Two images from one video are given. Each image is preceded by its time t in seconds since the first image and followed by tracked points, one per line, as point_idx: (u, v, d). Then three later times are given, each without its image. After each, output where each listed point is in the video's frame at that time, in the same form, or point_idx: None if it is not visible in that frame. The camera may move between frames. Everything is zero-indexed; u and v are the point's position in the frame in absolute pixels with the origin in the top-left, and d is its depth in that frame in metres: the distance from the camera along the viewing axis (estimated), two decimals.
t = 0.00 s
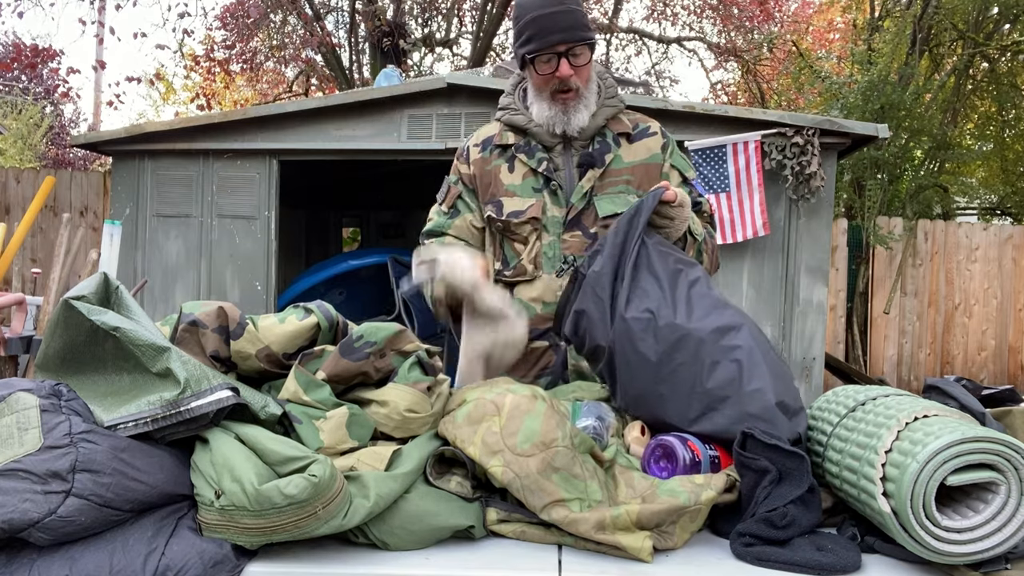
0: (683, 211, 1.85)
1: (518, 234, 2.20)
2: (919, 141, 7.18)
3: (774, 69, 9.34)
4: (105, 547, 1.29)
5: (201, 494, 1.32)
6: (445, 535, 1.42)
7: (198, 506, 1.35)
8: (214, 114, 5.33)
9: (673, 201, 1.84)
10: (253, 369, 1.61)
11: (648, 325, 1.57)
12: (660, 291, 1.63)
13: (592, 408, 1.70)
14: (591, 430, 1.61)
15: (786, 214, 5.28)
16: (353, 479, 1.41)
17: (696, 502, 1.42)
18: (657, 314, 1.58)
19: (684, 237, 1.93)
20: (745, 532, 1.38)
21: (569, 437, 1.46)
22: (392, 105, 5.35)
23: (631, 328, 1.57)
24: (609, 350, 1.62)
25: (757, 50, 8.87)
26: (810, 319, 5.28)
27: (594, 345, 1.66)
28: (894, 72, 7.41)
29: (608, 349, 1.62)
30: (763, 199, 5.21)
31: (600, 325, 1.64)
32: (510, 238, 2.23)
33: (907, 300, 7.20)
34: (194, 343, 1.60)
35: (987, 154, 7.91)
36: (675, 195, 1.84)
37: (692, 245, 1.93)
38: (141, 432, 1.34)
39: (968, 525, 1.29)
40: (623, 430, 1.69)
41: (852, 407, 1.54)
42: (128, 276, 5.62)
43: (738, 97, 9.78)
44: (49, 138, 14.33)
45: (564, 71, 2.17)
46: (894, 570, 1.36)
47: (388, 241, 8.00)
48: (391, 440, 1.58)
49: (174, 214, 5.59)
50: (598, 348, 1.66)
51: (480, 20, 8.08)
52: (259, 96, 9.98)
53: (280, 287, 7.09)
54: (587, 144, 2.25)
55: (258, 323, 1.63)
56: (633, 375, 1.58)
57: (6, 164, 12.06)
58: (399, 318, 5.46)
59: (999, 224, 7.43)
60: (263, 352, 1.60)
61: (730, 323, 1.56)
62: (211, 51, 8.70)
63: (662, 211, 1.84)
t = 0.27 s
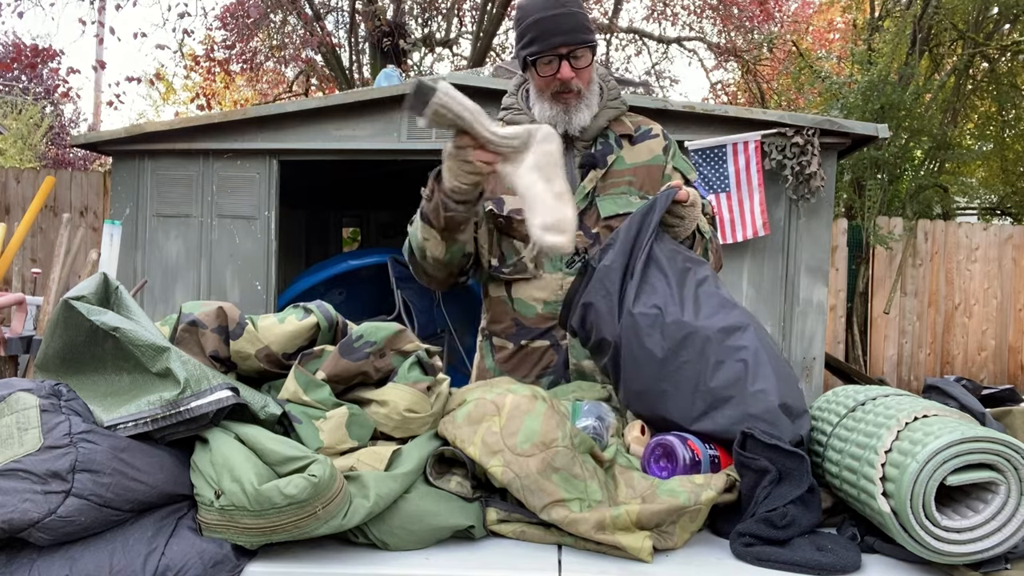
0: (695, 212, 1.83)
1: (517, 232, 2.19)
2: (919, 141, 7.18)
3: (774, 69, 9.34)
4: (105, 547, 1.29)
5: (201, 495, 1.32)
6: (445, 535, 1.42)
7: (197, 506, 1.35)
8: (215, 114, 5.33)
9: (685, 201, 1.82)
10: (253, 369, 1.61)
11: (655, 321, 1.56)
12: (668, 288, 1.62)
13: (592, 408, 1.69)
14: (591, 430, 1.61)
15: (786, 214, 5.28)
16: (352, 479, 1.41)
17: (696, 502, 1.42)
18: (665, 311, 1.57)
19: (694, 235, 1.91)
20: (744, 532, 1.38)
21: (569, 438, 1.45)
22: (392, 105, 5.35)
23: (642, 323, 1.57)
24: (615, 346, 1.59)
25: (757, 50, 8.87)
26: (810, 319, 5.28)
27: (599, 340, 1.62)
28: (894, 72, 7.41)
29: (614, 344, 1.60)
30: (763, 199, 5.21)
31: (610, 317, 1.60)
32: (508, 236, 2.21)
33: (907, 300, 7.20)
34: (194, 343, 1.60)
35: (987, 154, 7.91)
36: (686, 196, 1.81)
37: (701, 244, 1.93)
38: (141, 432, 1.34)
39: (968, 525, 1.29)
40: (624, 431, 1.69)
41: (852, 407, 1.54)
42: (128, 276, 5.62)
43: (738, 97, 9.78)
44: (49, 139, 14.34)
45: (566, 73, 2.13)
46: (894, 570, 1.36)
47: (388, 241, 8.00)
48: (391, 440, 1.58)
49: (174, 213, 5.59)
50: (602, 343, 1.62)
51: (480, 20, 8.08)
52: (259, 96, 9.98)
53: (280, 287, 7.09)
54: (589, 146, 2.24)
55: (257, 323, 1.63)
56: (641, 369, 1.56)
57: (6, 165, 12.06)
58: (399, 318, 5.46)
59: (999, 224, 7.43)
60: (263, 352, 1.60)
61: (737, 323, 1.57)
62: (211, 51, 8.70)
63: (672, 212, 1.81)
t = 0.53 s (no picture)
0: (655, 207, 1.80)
1: (529, 238, 2.08)
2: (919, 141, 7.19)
3: (774, 69, 9.34)
4: (105, 547, 1.29)
5: (201, 494, 1.33)
6: (445, 535, 1.42)
7: (198, 506, 1.35)
8: (214, 114, 5.33)
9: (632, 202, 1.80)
10: (253, 369, 1.61)
11: (642, 312, 1.58)
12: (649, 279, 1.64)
13: (592, 407, 1.69)
14: (591, 430, 1.61)
15: (786, 214, 5.27)
16: (352, 479, 1.41)
17: (696, 502, 1.42)
18: (652, 301, 1.59)
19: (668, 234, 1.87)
20: (744, 532, 1.38)
21: (569, 438, 1.45)
22: (392, 105, 5.35)
23: (627, 320, 1.59)
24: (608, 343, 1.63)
25: (757, 50, 8.87)
26: (810, 319, 5.28)
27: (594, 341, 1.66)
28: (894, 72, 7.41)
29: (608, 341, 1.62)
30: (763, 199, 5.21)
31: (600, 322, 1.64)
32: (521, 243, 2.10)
33: (907, 300, 7.20)
34: (194, 343, 1.60)
35: (987, 154, 7.91)
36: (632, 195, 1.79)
37: (679, 245, 1.88)
38: (141, 432, 1.34)
39: (968, 525, 1.29)
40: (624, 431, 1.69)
41: (852, 407, 1.54)
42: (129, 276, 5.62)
43: (738, 97, 9.78)
44: (48, 138, 14.34)
45: (561, 72, 2.13)
46: (894, 570, 1.36)
47: (388, 241, 8.00)
48: (391, 440, 1.58)
49: (174, 213, 5.59)
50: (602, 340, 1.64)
51: (480, 20, 8.08)
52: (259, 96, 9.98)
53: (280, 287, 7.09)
54: (590, 148, 2.22)
55: (257, 323, 1.63)
56: (634, 367, 1.58)
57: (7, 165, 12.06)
58: (399, 318, 5.46)
59: (999, 224, 7.43)
60: (263, 352, 1.60)
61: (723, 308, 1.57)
62: (211, 51, 8.70)
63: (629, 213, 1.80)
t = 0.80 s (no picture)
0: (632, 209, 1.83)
1: (550, 232, 2.09)
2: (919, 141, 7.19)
3: (774, 70, 9.34)
4: (105, 547, 1.29)
5: (201, 494, 1.33)
6: (445, 535, 1.42)
7: (198, 505, 1.35)
8: (214, 114, 5.33)
9: (609, 208, 1.83)
10: (253, 369, 1.61)
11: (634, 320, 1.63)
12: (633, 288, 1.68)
13: (593, 407, 1.69)
14: (591, 429, 1.60)
15: (786, 214, 5.27)
16: (352, 479, 1.41)
17: (696, 502, 1.42)
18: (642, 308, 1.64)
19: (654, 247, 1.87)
20: (745, 532, 1.38)
21: (570, 438, 1.45)
22: (392, 106, 5.35)
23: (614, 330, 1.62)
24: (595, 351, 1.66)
25: (757, 50, 8.87)
26: (810, 319, 5.28)
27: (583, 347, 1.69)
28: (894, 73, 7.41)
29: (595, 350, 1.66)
30: (763, 199, 5.21)
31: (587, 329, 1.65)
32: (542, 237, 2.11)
33: (906, 300, 7.20)
34: (194, 343, 1.60)
35: (987, 154, 7.91)
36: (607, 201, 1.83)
37: (666, 257, 1.88)
38: (141, 432, 1.34)
39: (966, 524, 1.29)
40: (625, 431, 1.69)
41: (852, 407, 1.53)
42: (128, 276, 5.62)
43: (738, 97, 9.78)
44: (48, 138, 14.33)
45: (560, 71, 2.08)
46: (894, 570, 1.36)
47: (388, 241, 8.00)
48: (391, 440, 1.58)
49: (174, 214, 5.59)
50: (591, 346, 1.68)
51: (480, 21, 8.08)
52: (259, 96, 9.98)
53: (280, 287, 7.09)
54: (593, 147, 2.20)
55: (257, 322, 1.63)
56: (626, 372, 1.62)
57: (7, 164, 12.05)
58: (399, 318, 5.46)
59: (999, 224, 7.43)
60: (263, 352, 1.60)
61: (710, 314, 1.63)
62: (211, 51, 8.71)
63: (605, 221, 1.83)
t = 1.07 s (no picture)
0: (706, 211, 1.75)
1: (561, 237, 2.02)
2: (919, 141, 7.19)
3: (774, 70, 9.34)
4: (105, 547, 1.29)
5: (201, 495, 1.33)
6: (445, 535, 1.42)
7: (197, 506, 1.35)
8: (214, 114, 5.33)
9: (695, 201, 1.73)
10: (253, 369, 1.61)
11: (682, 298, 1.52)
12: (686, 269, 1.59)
13: (593, 407, 1.69)
14: (591, 430, 1.60)
15: (786, 214, 5.27)
16: (352, 479, 1.41)
17: (696, 503, 1.42)
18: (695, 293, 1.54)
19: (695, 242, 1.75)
20: (744, 532, 1.38)
21: (570, 438, 1.45)
22: (392, 106, 5.35)
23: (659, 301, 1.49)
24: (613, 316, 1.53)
25: (757, 50, 8.86)
26: (810, 319, 5.28)
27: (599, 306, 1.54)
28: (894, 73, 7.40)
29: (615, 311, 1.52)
30: (763, 199, 5.20)
31: (638, 275, 1.45)
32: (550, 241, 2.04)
33: (906, 300, 7.20)
34: (194, 343, 1.60)
35: (987, 154, 7.91)
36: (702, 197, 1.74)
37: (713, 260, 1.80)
38: (141, 432, 1.34)
39: (967, 525, 1.29)
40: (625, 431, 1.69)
41: (852, 408, 1.54)
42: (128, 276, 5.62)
43: (738, 97, 9.78)
44: (49, 139, 14.34)
45: (581, 67, 2.04)
46: (894, 570, 1.36)
47: (388, 241, 8.00)
48: (391, 440, 1.58)
49: (174, 214, 5.59)
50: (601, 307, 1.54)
51: (481, 21, 8.07)
52: (260, 96, 9.98)
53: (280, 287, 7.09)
54: (605, 149, 2.18)
55: (257, 322, 1.63)
56: (650, 338, 1.45)
57: (7, 164, 12.05)
58: (399, 318, 5.46)
59: (999, 224, 7.43)
60: (263, 352, 1.60)
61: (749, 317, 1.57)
62: (211, 51, 8.70)
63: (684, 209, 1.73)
